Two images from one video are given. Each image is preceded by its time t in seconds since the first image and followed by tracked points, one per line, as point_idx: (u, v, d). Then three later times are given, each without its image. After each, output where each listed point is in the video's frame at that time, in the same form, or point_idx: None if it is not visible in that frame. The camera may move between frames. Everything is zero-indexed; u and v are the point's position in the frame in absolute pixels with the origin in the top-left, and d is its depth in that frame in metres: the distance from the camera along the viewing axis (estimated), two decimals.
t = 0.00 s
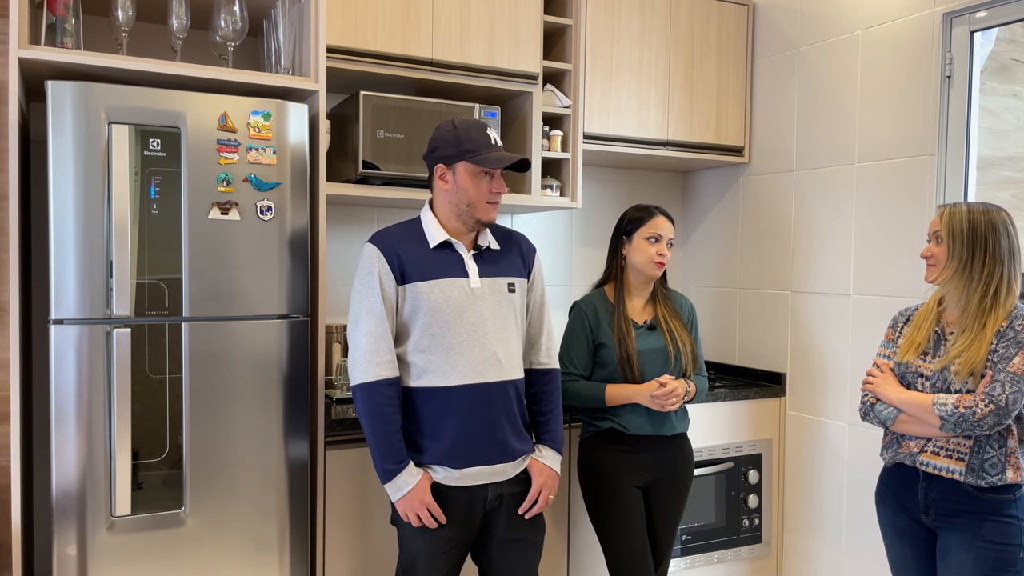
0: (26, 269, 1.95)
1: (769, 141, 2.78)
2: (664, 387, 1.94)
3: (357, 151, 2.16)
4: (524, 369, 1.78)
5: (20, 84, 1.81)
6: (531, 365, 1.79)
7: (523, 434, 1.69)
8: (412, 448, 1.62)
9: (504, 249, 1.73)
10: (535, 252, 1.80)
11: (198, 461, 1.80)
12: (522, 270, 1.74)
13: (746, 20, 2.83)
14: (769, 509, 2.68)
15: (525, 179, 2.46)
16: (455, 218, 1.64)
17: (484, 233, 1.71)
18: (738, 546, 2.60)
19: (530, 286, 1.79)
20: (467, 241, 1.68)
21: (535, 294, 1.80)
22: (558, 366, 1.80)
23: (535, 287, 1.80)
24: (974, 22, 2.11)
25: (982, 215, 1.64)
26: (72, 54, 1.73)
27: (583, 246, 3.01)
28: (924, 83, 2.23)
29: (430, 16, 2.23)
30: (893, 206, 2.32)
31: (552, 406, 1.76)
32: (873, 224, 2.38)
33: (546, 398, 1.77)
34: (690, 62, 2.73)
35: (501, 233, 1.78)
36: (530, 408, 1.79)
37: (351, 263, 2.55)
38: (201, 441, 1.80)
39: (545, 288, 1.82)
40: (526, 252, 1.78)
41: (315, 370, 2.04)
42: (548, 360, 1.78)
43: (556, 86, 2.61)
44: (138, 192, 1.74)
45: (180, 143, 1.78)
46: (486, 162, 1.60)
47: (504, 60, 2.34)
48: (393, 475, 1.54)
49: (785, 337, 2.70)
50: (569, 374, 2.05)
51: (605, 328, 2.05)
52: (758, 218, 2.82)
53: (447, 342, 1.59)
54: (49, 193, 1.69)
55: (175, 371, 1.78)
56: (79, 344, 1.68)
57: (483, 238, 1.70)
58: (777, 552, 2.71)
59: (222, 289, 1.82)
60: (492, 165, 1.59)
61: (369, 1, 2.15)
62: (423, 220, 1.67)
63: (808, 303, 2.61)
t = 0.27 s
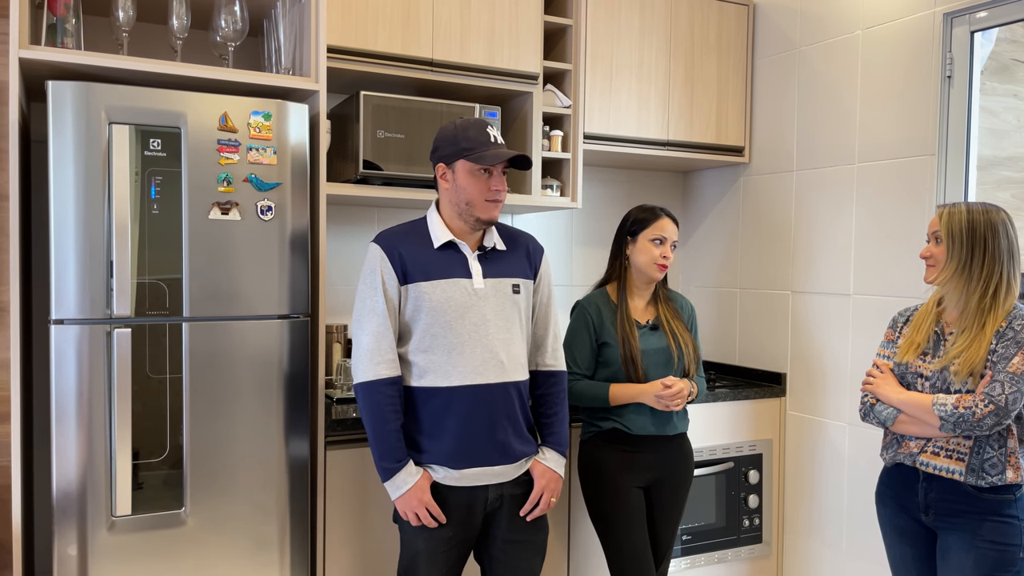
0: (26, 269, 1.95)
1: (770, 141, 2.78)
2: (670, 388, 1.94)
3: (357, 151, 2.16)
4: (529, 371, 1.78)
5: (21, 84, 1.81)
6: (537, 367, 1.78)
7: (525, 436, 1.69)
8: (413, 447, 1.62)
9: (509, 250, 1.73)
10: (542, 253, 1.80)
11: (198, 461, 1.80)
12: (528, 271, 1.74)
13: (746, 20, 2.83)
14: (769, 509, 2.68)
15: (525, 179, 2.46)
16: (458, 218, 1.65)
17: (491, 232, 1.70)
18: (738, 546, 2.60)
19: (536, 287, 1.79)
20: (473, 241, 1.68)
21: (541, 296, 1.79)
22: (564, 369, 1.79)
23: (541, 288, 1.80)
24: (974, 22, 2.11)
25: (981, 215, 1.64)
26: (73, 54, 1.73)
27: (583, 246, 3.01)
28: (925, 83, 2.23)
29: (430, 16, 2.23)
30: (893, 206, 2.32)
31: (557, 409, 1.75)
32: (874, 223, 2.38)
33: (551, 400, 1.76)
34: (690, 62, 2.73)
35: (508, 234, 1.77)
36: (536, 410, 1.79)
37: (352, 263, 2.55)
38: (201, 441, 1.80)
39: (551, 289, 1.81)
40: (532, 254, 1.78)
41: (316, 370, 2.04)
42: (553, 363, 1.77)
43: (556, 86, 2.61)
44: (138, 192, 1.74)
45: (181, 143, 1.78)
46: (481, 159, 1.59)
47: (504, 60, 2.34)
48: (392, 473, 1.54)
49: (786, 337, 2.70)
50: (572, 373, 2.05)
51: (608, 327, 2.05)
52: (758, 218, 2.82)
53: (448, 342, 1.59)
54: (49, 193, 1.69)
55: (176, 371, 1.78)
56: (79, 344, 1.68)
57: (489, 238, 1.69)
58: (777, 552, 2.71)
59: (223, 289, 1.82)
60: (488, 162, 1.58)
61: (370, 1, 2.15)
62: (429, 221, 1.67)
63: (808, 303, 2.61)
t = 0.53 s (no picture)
0: (27, 269, 1.95)
1: (770, 141, 2.78)
2: (680, 386, 1.93)
3: (358, 151, 2.16)
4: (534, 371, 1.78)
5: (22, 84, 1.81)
6: (542, 368, 1.79)
7: (530, 437, 1.69)
8: (417, 446, 1.62)
9: (515, 249, 1.73)
10: (547, 254, 1.79)
11: (200, 462, 1.80)
12: (533, 271, 1.74)
13: (747, 20, 2.83)
14: (770, 508, 2.68)
15: (525, 179, 2.46)
16: (461, 217, 1.64)
17: (496, 232, 1.70)
18: (739, 546, 2.60)
19: (541, 288, 1.79)
20: (479, 240, 1.68)
21: (546, 296, 1.79)
22: (569, 370, 1.79)
23: (546, 289, 1.79)
24: (975, 22, 2.11)
25: (981, 214, 1.65)
26: (74, 54, 1.73)
27: (584, 246, 3.01)
28: (926, 83, 2.23)
29: (431, 17, 2.23)
30: (894, 206, 2.32)
31: (562, 410, 1.76)
32: (875, 224, 2.38)
33: (556, 401, 1.76)
34: (691, 62, 2.73)
35: (514, 233, 1.77)
36: (540, 411, 1.79)
37: (353, 263, 2.55)
38: (203, 441, 1.80)
39: (556, 290, 1.81)
40: (537, 254, 1.78)
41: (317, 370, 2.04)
42: (559, 363, 1.78)
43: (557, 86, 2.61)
44: (140, 192, 1.74)
45: (182, 143, 1.78)
46: (477, 155, 1.60)
47: (505, 60, 2.34)
48: (396, 473, 1.55)
49: (787, 337, 2.70)
50: (579, 367, 2.05)
51: (619, 323, 2.04)
52: (760, 218, 2.82)
53: (453, 341, 1.59)
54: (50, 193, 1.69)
55: (177, 371, 1.78)
56: (81, 344, 1.68)
57: (494, 238, 1.70)
58: (778, 552, 2.71)
59: (224, 289, 1.82)
60: (484, 156, 1.59)
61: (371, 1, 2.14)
62: (434, 219, 1.67)
63: (809, 303, 2.61)
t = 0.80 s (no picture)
0: (28, 269, 1.95)
1: (771, 141, 2.77)
2: (688, 388, 1.94)
3: (359, 152, 2.16)
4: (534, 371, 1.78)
5: (23, 84, 1.81)
6: (542, 368, 1.78)
7: (532, 436, 1.69)
8: (421, 447, 1.62)
9: (516, 250, 1.73)
10: (548, 254, 1.80)
11: (200, 462, 1.80)
12: (534, 272, 1.74)
13: (748, 20, 2.83)
14: (771, 508, 2.68)
15: (526, 179, 2.46)
16: (463, 217, 1.64)
17: (498, 233, 1.71)
18: (740, 546, 2.60)
19: (542, 288, 1.79)
20: (481, 240, 1.68)
21: (547, 297, 1.79)
22: (568, 369, 1.79)
23: (547, 289, 1.80)
24: (976, 22, 2.11)
25: (977, 214, 1.66)
26: (75, 55, 1.73)
27: (584, 246, 3.01)
28: (927, 83, 2.23)
29: (432, 17, 2.23)
30: (895, 206, 2.31)
31: (563, 410, 1.76)
32: (876, 224, 2.38)
33: (558, 400, 1.76)
34: (691, 62, 2.73)
35: (514, 234, 1.78)
36: (541, 411, 1.79)
37: (353, 263, 2.55)
38: (204, 441, 1.80)
39: (557, 290, 1.81)
40: (539, 254, 1.78)
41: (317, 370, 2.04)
42: (559, 363, 1.78)
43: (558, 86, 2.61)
44: (140, 192, 1.74)
45: (183, 143, 1.78)
46: (477, 154, 1.60)
47: (506, 60, 2.34)
48: (401, 474, 1.55)
49: (787, 337, 2.70)
50: (584, 367, 2.04)
51: (625, 323, 2.04)
52: (761, 218, 2.82)
53: (457, 341, 1.59)
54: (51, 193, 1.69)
55: (177, 371, 1.78)
56: (81, 344, 1.68)
57: (496, 238, 1.70)
58: (778, 552, 2.71)
59: (225, 289, 1.82)
60: (484, 155, 1.59)
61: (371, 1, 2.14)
62: (437, 219, 1.67)
63: (810, 303, 2.61)
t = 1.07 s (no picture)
0: (28, 269, 1.95)
1: (771, 141, 2.77)
2: (692, 392, 1.94)
3: (359, 152, 2.16)
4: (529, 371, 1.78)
5: (23, 84, 1.81)
6: (537, 367, 1.79)
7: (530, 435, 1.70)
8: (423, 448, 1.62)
9: (513, 251, 1.73)
10: (543, 254, 1.80)
11: (201, 462, 1.80)
12: (531, 272, 1.75)
13: (748, 19, 2.83)
14: (771, 508, 2.68)
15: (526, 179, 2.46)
16: (465, 218, 1.64)
17: (496, 234, 1.71)
18: (740, 546, 2.60)
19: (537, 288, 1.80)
20: (479, 241, 1.69)
21: (543, 297, 1.80)
22: (562, 368, 1.80)
23: (542, 289, 1.80)
24: (976, 21, 2.11)
25: (979, 214, 1.66)
26: (75, 55, 1.73)
27: (585, 246, 3.01)
28: (928, 83, 2.22)
29: (432, 17, 2.23)
30: (896, 206, 2.31)
31: (556, 408, 1.76)
32: (876, 224, 2.38)
33: (551, 399, 1.77)
34: (691, 62, 2.73)
35: (510, 234, 1.78)
36: (535, 409, 1.79)
37: (353, 263, 2.55)
38: (204, 442, 1.80)
39: (551, 290, 1.82)
40: (534, 255, 1.79)
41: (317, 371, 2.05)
42: (553, 362, 1.78)
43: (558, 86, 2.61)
44: (141, 192, 1.74)
45: (183, 143, 1.78)
46: (490, 161, 1.59)
47: (506, 60, 2.34)
48: (405, 476, 1.54)
49: (788, 337, 2.70)
50: (585, 374, 2.03)
51: (623, 327, 2.03)
52: (761, 218, 2.82)
53: (460, 343, 1.59)
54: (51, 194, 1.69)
55: (178, 372, 1.78)
56: (82, 344, 1.68)
57: (494, 240, 1.70)
58: (779, 552, 2.71)
59: (225, 289, 1.82)
60: (498, 164, 1.58)
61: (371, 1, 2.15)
62: (436, 220, 1.67)
63: (810, 303, 2.61)
